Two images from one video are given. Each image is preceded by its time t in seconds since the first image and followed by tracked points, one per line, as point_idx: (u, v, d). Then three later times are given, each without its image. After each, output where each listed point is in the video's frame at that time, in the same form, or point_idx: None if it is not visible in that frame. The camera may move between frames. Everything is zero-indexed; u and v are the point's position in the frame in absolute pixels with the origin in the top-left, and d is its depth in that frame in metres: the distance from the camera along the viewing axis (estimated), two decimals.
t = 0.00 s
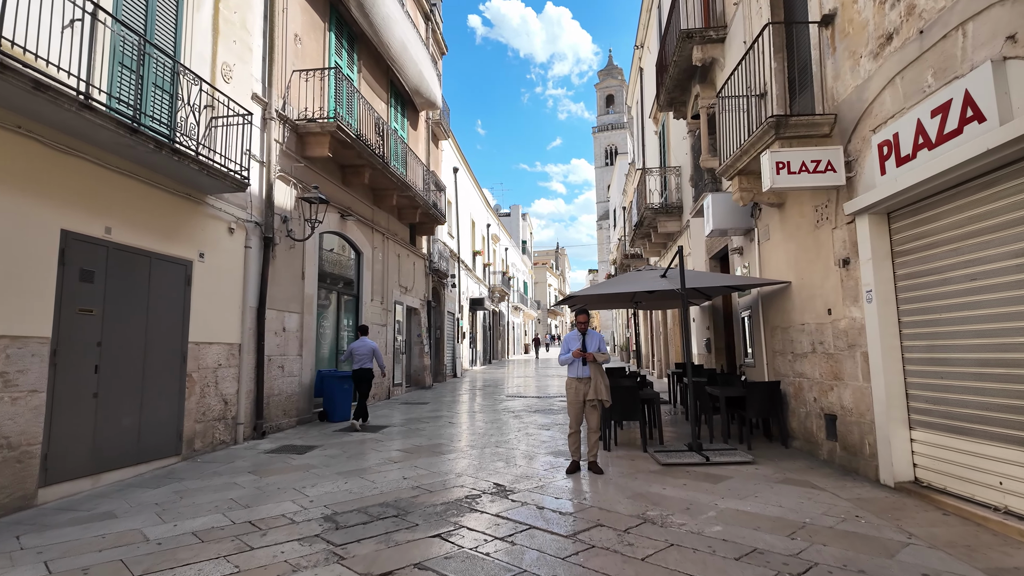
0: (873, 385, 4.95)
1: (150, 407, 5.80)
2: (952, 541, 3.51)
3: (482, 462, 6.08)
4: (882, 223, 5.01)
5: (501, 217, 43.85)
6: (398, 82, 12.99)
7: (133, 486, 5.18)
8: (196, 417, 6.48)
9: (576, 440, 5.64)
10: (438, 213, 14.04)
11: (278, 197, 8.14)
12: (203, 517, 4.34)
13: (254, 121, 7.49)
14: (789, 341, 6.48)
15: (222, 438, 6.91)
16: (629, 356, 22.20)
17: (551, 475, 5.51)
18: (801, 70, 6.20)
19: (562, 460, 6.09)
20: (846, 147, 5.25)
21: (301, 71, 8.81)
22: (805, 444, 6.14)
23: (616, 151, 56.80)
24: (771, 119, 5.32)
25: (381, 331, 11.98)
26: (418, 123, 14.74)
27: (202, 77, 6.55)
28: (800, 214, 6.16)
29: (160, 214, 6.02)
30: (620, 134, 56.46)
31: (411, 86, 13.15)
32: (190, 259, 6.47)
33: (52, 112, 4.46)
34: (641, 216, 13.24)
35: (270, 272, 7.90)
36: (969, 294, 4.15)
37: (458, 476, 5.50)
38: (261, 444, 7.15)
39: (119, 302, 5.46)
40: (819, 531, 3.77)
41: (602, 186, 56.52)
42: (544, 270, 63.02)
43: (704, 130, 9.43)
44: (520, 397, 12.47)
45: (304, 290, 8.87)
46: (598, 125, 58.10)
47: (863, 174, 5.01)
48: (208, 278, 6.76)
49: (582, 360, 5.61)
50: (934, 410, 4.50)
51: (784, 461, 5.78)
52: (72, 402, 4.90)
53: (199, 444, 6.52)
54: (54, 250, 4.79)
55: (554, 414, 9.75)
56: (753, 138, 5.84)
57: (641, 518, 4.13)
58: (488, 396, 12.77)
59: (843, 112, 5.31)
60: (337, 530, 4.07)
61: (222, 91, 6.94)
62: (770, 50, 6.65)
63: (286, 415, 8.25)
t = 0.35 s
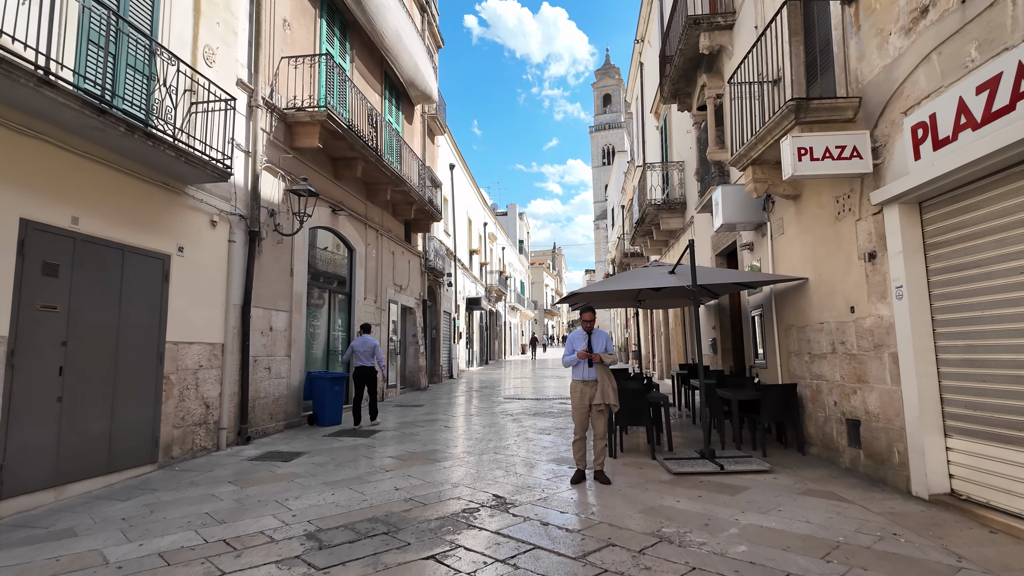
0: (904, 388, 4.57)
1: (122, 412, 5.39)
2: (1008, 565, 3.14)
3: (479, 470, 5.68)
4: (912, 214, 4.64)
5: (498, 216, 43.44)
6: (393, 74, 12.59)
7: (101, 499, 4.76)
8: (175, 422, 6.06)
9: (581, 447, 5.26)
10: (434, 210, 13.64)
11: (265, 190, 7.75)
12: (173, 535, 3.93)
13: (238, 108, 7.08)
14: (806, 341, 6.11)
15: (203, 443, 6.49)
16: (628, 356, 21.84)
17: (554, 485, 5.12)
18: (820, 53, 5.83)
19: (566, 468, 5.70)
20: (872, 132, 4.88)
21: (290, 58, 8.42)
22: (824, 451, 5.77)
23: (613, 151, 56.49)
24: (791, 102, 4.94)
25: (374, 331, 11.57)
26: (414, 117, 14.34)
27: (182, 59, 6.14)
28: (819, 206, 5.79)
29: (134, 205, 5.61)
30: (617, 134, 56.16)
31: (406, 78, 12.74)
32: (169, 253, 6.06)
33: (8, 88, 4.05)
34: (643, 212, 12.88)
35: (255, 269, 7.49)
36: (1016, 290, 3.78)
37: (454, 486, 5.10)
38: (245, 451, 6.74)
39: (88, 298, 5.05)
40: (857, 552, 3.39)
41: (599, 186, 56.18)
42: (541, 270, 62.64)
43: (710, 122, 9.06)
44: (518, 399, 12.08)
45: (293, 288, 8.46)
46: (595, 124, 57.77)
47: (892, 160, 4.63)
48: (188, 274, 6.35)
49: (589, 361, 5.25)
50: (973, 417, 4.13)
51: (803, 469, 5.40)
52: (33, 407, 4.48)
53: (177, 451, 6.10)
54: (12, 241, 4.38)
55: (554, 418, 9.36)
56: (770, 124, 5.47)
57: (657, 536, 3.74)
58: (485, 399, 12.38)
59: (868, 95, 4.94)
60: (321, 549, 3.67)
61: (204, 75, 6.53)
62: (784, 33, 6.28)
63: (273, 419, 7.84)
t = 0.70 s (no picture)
0: (946, 393, 4.18)
1: (97, 417, 4.99)
2: None
3: (482, 480, 5.29)
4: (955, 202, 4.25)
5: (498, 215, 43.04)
6: (391, 66, 12.21)
7: (70, 512, 4.36)
8: (156, 427, 5.66)
9: (593, 455, 4.87)
10: (433, 206, 13.26)
11: (255, 181, 7.36)
12: (144, 556, 3.54)
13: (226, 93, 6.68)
14: (831, 340, 5.72)
15: (188, 450, 6.09)
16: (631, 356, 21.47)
17: (564, 496, 4.73)
18: (846, 32, 5.44)
19: (574, 477, 5.31)
20: (909, 114, 4.49)
21: (283, 44, 8.04)
22: (851, 458, 5.38)
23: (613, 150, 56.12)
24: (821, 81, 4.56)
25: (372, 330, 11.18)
26: (413, 111, 13.96)
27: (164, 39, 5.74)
28: (846, 196, 5.40)
29: (111, 194, 5.22)
30: (617, 133, 55.79)
31: (405, 70, 12.35)
32: (150, 247, 5.66)
33: None
34: (648, 208, 12.50)
35: (244, 264, 7.10)
36: None
37: (455, 498, 4.71)
38: (233, 457, 6.34)
39: (57, 294, 4.65)
40: None
41: (599, 185, 55.81)
42: (541, 270, 62.25)
43: (722, 112, 8.67)
44: (520, 401, 11.70)
45: (285, 285, 8.07)
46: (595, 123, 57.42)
47: (933, 143, 4.25)
48: (171, 269, 5.95)
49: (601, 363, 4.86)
50: None
51: (830, 479, 5.01)
52: None
53: (159, 458, 5.70)
54: None
55: (559, 421, 8.98)
56: (794, 107, 5.09)
57: (682, 558, 3.36)
58: (485, 400, 12.00)
59: (904, 74, 4.55)
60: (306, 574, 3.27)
61: (189, 57, 6.13)
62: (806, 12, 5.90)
63: (264, 423, 7.45)
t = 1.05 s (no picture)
0: (996, 403, 3.80)
1: (68, 428, 4.60)
2: None
3: (483, 495, 4.90)
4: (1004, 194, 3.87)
5: (498, 216, 42.62)
6: (389, 60, 11.85)
7: (32, 534, 3.97)
8: (134, 437, 5.27)
9: (604, 469, 4.49)
10: (433, 204, 12.88)
11: (243, 175, 6.99)
12: None
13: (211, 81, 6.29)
14: (858, 345, 5.35)
15: (170, 461, 5.71)
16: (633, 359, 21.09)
17: (573, 514, 4.35)
18: (875, 14, 5.08)
19: (583, 492, 4.93)
20: (950, 98, 4.12)
21: (274, 32, 7.67)
22: (880, 471, 5.01)
23: (614, 150, 55.78)
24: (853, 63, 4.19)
25: (369, 332, 10.79)
26: (411, 107, 13.60)
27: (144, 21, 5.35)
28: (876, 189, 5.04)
29: (84, 186, 4.83)
30: (618, 133, 55.46)
31: (403, 64, 11.98)
32: (128, 244, 5.28)
33: None
34: (654, 206, 12.12)
35: (232, 263, 6.72)
36: None
37: (454, 516, 4.33)
38: (218, 468, 5.96)
39: (22, 294, 4.26)
40: None
41: (599, 186, 55.48)
42: (541, 271, 61.91)
43: (733, 105, 8.31)
44: (521, 406, 11.33)
45: (276, 285, 7.69)
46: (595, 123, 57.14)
47: (980, 128, 3.87)
48: (152, 267, 5.57)
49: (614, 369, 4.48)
50: None
51: (861, 494, 4.64)
52: None
53: (138, 470, 5.32)
54: None
55: (563, 427, 8.59)
56: (821, 93, 4.73)
57: None
58: (485, 405, 11.62)
59: (944, 54, 4.18)
60: None
61: (172, 41, 5.74)
62: None
63: (253, 430, 7.07)
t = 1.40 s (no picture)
0: None
1: (27, 433, 4.20)
2: None
3: (483, 505, 4.50)
4: None
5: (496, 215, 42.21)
6: (384, 50, 11.46)
7: None
8: (104, 442, 4.86)
9: (614, 477, 4.10)
10: (429, 199, 12.49)
11: (228, 163, 6.59)
12: None
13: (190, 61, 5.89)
14: (886, 342, 4.97)
15: (145, 468, 5.30)
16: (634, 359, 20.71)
17: (581, 528, 3.95)
18: None
19: (590, 503, 4.53)
20: (997, 69, 3.74)
21: (260, 13, 7.28)
22: (912, 478, 4.62)
23: (612, 149, 55.43)
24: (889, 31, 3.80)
25: (363, 331, 10.39)
26: (407, 99, 13.21)
27: None
28: (907, 174, 4.66)
29: (47, 169, 4.43)
30: (617, 132, 55.11)
31: (398, 53, 11.59)
32: (98, 233, 4.87)
33: None
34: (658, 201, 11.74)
35: (214, 256, 6.31)
36: None
37: (451, 530, 3.93)
38: (198, 475, 5.56)
39: None
40: None
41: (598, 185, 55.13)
42: (539, 271, 61.54)
43: (743, 92, 7.93)
44: (521, 407, 10.94)
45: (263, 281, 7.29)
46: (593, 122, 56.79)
47: None
48: (126, 259, 5.16)
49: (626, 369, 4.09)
50: None
51: (894, 504, 4.26)
52: None
53: (109, 478, 4.91)
54: None
55: (566, 429, 8.20)
56: (850, 68, 4.34)
57: None
58: (483, 406, 11.23)
59: (989, 22, 3.81)
60: None
61: (148, 16, 5.34)
62: None
63: (238, 434, 6.66)
